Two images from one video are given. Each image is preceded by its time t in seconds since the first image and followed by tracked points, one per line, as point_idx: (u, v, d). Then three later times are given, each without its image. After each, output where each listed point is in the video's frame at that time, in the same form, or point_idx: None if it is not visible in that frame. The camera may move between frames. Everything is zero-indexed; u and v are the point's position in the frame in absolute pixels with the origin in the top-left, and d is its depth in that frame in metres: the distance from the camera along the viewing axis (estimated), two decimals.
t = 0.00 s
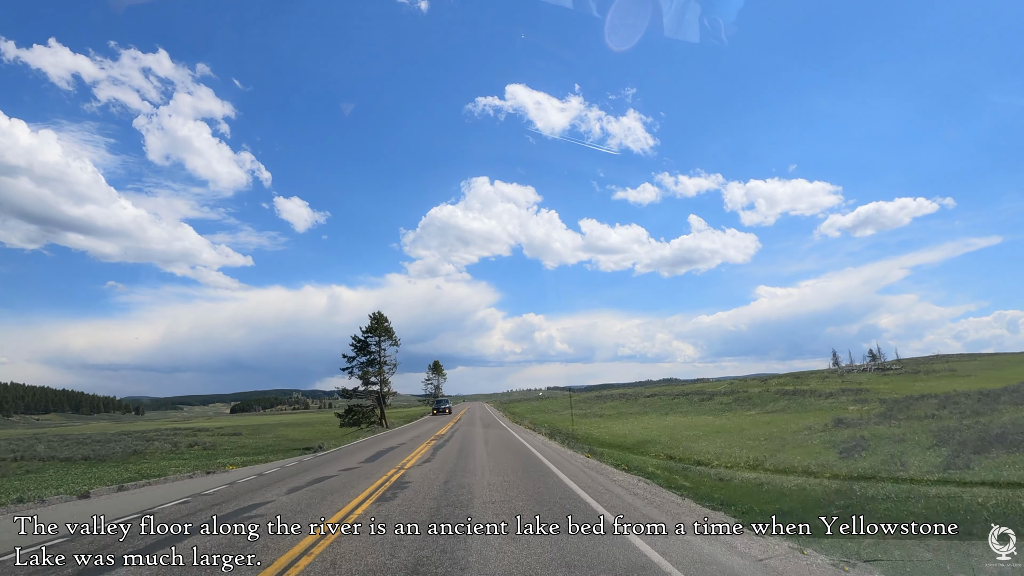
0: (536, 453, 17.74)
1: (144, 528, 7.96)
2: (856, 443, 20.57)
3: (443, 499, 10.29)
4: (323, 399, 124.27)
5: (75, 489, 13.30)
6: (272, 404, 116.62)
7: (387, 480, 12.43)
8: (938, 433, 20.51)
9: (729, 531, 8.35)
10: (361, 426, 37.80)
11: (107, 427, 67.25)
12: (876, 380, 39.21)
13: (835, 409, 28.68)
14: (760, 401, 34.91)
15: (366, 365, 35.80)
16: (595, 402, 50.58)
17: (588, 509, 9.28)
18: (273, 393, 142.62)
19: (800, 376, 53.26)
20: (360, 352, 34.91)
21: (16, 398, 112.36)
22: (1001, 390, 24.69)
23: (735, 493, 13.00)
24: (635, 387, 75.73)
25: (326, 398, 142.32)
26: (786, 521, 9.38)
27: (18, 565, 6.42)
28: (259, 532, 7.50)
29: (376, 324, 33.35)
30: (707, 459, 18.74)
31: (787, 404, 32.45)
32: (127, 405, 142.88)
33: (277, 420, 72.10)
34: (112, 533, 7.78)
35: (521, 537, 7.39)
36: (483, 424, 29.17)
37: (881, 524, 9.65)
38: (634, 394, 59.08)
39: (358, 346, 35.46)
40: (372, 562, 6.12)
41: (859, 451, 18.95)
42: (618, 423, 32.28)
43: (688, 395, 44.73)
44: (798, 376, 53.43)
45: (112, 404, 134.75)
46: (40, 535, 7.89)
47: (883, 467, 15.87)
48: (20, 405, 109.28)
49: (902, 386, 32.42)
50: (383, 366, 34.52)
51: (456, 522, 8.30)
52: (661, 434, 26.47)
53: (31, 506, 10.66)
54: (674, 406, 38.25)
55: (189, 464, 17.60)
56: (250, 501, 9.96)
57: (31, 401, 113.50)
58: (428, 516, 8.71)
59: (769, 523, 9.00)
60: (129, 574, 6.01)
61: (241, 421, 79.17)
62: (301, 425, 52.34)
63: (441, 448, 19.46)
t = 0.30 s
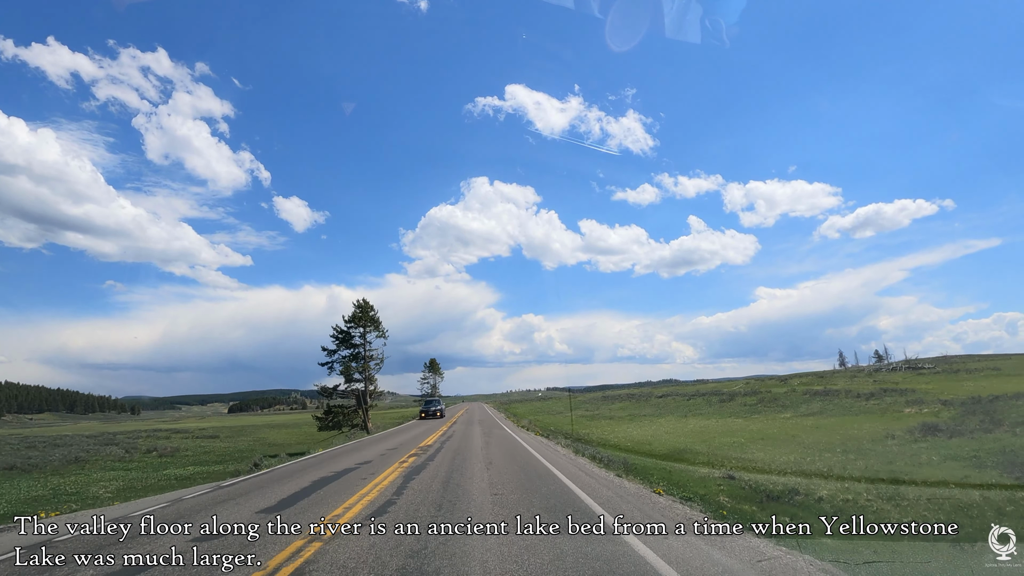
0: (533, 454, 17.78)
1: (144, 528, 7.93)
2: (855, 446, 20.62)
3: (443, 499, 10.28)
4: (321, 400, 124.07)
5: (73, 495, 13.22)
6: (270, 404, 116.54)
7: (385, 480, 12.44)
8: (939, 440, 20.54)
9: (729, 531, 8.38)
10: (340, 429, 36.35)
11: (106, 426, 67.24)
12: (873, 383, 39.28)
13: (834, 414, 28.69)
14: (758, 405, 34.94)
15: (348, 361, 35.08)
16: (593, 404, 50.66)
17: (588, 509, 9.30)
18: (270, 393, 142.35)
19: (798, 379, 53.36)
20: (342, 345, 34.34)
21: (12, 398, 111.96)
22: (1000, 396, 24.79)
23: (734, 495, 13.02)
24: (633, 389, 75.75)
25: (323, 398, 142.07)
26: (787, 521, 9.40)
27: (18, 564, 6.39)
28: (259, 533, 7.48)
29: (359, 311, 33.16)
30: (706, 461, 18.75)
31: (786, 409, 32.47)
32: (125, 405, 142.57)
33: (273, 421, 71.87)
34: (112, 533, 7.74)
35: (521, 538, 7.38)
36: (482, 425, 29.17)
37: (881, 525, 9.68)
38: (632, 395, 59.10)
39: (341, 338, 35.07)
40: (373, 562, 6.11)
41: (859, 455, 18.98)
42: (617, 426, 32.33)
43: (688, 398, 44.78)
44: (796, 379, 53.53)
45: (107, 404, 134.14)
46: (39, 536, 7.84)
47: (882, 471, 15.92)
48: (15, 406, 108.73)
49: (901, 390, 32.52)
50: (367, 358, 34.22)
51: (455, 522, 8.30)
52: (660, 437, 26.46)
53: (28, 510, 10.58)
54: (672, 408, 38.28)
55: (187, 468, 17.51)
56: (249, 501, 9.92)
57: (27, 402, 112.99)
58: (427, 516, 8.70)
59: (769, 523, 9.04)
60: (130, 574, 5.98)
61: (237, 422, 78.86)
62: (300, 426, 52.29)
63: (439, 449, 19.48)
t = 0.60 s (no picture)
0: (532, 455, 17.75)
1: (143, 528, 7.91)
2: (855, 446, 20.59)
3: (442, 500, 10.26)
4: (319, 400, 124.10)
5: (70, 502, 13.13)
6: (269, 404, 116.35)
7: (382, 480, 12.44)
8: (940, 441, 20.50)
9: (730, 530, 8.35)
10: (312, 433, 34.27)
11: (102, 428, 66.79)
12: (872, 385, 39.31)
13: (833, 415, 28.73)
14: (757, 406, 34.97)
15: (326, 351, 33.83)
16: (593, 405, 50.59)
17: (587, 508, 9.30)
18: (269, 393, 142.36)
19: (797, 380, 53.35)
20: (319, 333, 33.24)
21: (10, 399, 111.63)
22: (1000, 395, 24.81)
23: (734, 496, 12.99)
24: (632, 390, 75.75)
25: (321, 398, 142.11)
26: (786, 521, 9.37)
27: (18, 565, 6.38)
28: (259, 532, 7.47)
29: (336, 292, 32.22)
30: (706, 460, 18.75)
31: (785, 410, 32.51)
32: (123, 406, 142.13)
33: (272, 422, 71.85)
34: (112, 533, 7.73)
35: (521, 538, 7.36)
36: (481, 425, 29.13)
37: (881, 525, 9.67)
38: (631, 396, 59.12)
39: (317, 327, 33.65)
40: (373, 563, 6.09)
41: (859, 455, 18.94)
42: (616, 427, 32.28)
43: (687, 399, 44.70)
44: (795, 380, 53.53)
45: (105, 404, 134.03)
46: (37, 536, 7.80)
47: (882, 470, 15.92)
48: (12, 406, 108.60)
49: (900, 391, 32.51)
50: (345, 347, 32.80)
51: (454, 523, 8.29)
52: (659, 438, 26.38)
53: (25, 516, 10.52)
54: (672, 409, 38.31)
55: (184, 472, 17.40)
56: (249, 501, 9.91)
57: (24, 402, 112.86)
58: (427, 516, 8.68)
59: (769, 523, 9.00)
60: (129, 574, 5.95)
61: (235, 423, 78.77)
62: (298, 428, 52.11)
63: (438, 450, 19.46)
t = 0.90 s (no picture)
0: (530, 454, 17.75)
1: (144, 529, 7.89)
2: (856, 446, 20.54)
3: (441, 500, 10.24)
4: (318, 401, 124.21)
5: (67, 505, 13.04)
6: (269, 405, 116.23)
7: (380, 480, 12.41)
8: (936, 438, 20.61)
9: (730, 530, 8.35)
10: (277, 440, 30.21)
11: (101, 429, 66.71)
12: (870, 385, 39.42)
13: (830, 415, 28.82)
14: (755, 406, 35.02)
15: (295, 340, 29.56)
16: (593, 406, 50.50)
17: (587, 509, 9.32)
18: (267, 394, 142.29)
19: (795, 381, 53.47)
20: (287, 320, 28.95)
21: (8, 400, 111.29)
22: (1000, 395, 24.80)
23: (735, 496, 12.97)
24: (629, 391, 75.85)
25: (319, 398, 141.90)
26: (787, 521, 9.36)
27: (19, 564, 6.36)
28: (259, 532, 7.46)
29: (307, 273, 28.47)
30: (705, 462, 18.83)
31: (783, 410, 32.61)
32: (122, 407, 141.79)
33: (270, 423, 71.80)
34: (112, 533, 7.73)
35: (521, 538, 7.37)
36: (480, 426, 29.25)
37: (881, 525, 9.63)
38: (629, 397, 59.19)
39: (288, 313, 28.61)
40: (372, 563, 6.08)
41: (860, 455, 18.88)
42: (616, 426, 32.22)
43: (687, 398, 44.63)
44: (793, 381, 53.66)
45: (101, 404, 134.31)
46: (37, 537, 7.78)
47: (883, 470, 15.89)
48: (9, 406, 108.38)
49: (900, 390, 32.49)
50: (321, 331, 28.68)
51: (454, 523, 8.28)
52: (659, 438, 26.32)
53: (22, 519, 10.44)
54: (670, 410, 38.39)
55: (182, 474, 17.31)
56: (248, 501, 9.89)
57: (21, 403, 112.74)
58: (426, 517, 8.65)
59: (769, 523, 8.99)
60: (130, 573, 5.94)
61: (232, 425, 78.68)
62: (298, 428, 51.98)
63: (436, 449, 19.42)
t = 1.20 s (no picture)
0: (528, 457, 17.59)
1: (131, 534, 7.70)
2: (856, 449, 20.44)
3: (434, 506, 10.14)
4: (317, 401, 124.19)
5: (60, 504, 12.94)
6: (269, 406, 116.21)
7: (375, 482, 12.30)
8: (937, 439, 20.60)
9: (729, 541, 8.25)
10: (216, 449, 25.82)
11: (100, 430, 66.44)
12: (871, 387, 39.41)
13: (832, 417, 28.84)
14: (757, 409, 35.03)
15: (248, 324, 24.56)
16: (594, 407, 50.56)
17: (586, 518, 9.16)
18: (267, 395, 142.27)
19: (796, 383, 53.48)
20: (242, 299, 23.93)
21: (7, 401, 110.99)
22: (1001, 397, 24.72)
23: (733, 500, 12.90)
24: (630, 393, 75.89)
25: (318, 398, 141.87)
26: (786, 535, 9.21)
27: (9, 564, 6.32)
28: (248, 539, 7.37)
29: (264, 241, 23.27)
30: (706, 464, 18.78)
31: (784, 413, 32.63)
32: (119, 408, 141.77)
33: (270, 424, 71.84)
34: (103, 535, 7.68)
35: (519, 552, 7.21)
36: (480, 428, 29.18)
37: (881, 539, 9.41)
38: (630, 398, 59.22)
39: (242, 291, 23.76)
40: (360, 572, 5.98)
41: (861, 458, 18.83)
42: (616, 429, 32.11)
43: (687, 401, 44.53)
44: (794, 383, 53.67)
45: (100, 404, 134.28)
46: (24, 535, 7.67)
47: (885, 474, 15.77)
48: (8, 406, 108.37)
49: (901, 393, 32.41)
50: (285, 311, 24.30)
51: (448, 534, 8.11)
52: (659, 441, 26.18)
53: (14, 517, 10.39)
54: (672, 413, 38.41)
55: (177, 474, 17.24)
56: (239, 506, 9.80)
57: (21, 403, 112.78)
58: (417, 525, 8.55)
59: (768, 538, 8.81)
60: None
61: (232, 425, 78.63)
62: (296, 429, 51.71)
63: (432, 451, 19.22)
